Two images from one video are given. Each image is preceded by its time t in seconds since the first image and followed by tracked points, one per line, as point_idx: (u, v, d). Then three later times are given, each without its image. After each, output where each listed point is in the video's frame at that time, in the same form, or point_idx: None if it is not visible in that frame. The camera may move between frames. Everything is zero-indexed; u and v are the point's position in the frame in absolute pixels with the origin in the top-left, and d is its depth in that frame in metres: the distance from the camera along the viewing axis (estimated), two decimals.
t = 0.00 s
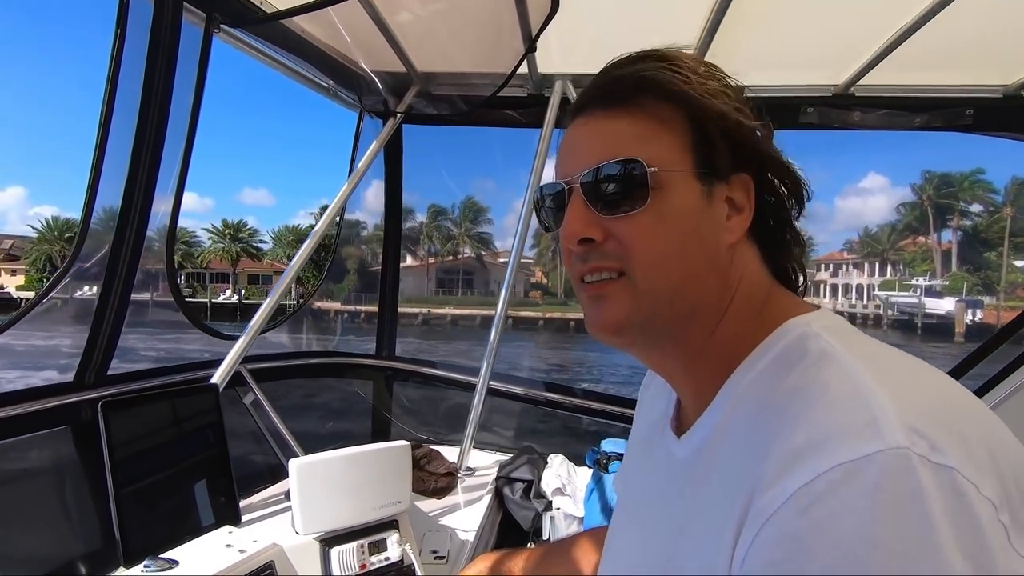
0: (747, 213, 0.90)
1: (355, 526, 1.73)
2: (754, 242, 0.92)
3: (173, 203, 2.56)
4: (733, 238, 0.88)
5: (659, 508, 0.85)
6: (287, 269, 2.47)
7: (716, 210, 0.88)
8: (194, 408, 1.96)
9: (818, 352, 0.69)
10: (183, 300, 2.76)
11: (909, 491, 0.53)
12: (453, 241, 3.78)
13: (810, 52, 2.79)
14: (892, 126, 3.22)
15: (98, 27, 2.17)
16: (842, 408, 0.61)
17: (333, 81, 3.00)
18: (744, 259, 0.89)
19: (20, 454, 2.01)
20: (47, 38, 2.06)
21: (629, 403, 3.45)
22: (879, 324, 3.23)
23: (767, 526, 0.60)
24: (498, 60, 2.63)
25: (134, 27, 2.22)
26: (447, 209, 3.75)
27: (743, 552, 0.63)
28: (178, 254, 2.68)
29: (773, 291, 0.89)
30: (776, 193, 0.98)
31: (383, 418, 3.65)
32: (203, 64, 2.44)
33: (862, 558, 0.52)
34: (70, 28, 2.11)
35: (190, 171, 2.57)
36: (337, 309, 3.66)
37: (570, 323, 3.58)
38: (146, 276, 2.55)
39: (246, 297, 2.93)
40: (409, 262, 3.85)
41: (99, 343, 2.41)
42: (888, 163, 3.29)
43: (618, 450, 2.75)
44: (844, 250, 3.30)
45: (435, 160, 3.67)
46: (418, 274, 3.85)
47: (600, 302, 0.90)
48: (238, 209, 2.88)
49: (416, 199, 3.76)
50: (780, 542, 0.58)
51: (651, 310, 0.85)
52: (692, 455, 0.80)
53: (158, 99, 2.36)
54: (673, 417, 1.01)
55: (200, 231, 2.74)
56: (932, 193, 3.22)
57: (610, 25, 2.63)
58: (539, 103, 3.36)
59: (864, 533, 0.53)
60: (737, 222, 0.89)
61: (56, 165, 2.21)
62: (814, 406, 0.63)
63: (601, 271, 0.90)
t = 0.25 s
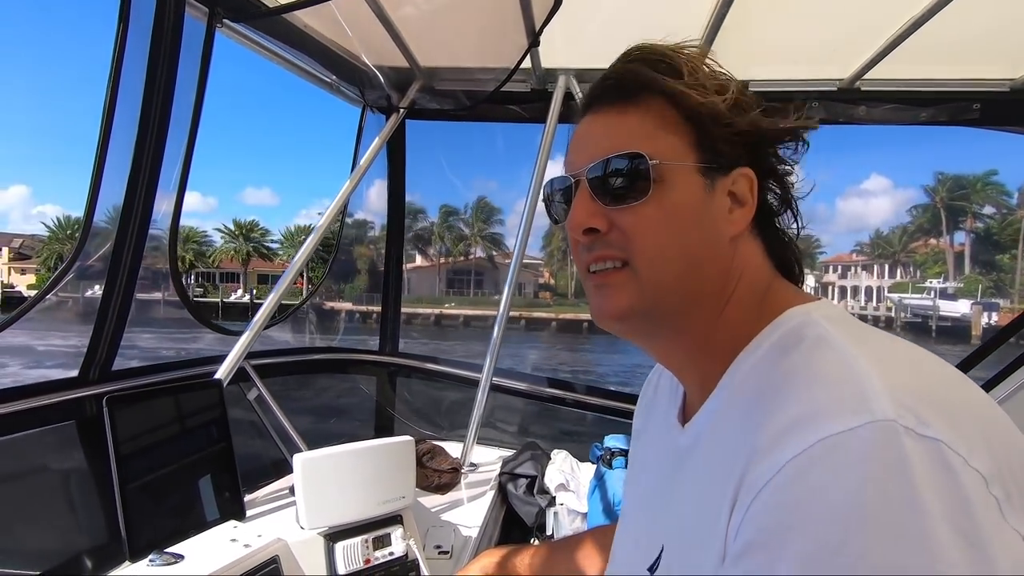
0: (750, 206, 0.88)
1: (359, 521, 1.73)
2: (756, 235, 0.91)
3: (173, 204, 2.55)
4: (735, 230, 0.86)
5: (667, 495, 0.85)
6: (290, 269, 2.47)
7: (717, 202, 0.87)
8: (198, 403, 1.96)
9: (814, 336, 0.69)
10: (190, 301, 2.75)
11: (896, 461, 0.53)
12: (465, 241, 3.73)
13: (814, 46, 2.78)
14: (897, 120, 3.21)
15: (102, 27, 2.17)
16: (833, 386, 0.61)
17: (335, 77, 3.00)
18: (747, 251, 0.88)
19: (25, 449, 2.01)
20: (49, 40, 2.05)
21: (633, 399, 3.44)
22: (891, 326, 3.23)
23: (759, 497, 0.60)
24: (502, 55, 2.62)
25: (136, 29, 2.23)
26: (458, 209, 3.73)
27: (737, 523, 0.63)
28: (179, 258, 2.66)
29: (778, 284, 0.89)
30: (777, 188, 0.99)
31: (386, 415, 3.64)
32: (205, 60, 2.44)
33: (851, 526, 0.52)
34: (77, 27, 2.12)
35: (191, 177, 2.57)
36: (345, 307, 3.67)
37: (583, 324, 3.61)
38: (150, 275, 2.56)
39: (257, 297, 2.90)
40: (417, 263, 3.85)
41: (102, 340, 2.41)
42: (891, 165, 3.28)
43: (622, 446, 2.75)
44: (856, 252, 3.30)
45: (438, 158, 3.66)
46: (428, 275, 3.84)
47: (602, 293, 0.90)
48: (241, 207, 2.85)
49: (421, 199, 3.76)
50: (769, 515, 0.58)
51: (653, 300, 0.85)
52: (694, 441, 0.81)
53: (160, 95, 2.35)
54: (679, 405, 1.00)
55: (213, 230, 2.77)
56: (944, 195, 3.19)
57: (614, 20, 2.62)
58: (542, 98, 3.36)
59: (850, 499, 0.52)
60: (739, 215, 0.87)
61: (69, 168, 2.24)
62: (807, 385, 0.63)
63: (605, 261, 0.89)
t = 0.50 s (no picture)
0: (745, 206, 0.85)
1: (363, 519, 1.74)
2: (756, 237, 0.85)
3: (179, 199, 2.56)
4: (722, 229, 0.83)
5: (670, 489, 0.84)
6: (292, 269, 2.48)
7: (703, 201, 0.86)
8: (201, 400, 1.96)
9: (811, 329, 0.69)
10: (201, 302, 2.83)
11: (883, 443, 0.53)
12: (477, 241, 3.72)
13: (820, 46, 2.77)
14: (902, 121, 3.21)
15: (107, 29, 2.17)
16: (825, 374, 0.62)
17: (340, 75, 3.02)
18: (737, 252, 0.84)
19: (30, 445, 2.02)
20: (54, 37, 2.05)
21: (636, 399, 3.44)
22: (901, 329, 3.24)
23: (750, 483, 0.60)
24: (506, 54, 2.62)
25: (143, 27, 2.22)
26: (469, 209, 3.72)
27: (732, 509, 0.63)
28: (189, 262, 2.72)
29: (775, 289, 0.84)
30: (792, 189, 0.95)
31: (390, 413, 3.65)
32: (212, 57, 2.45)
33: (842, 507, 0.52)
34: (88, 30, 2.13)
35: (199, 164, 2.58)
36: (347, 306, 3.67)
37: (595, 324, 3.56)
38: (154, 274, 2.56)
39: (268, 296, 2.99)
40: (425, 263, 3.87)
41: (108, 339, 2.42)
42: (895, 168, 3.28)
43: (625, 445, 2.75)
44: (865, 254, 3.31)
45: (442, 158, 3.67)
46: (438, 274, 3.85)
47: (588, 283, 0.94)
48: (244, 206, 2.86)
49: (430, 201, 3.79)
50: (761, 499, 0.58)
51: (628, 293, 0.87)
52: (694, 434, 0.81)
53: (167, 93, 2.36)
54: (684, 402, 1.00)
55: (223, 229, 2.81)
56: (957, 198, 3.18)
57: (619, 19, 2.61)
58: (547, 97, 3.36)
59: (840, 481, 0.53)
60: (728, 214, 0.84)
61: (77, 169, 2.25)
62: (797, 374, 0.64)
63: (591, 254, 0.94)
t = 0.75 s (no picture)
0: (724, 207, 0.84)
1: (365, 519, 1.73)
2: (739, 238, 0.83)
3: (183, 199, 2.56)
4: (696, 231, 0.84)
5: (666, 484, 0.84)
6: (298, 263, 2.48)
7: (681, 203, 0.87)
8: (203, 400, 1.96)
9: (804, 326, 0.69)
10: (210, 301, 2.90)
11: (867, 432, 0.53)
12: (485, 241, 3.69)
13: (822, 47, 2.77)
14: (905, 121, 3.20)
15: (108, 30, 2.17)
16: (815, 367, 0.62)
17: (342, 75, 3.03)
18: (715, 254, 0.84)
19: (31, 444, 2.02)
20: (53, 37, 2.05)
21: (637, 400, 3.44)
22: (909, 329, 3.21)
23: (739, 474, 0.60)
24: (509, 54, 2.62)
25: (146, 25, 2.22)
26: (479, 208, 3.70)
27: (723, 498, 0.62)
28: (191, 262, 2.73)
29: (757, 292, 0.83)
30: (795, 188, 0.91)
31: (391, 413, 3.65)
32: (215, 57, 2.46)
33: (827, 494, 0.52)
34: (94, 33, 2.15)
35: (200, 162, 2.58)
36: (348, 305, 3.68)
37: (600, 324, 3.54)
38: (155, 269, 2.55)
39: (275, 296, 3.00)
40: (434, 262, 3.85)
41: (110, 338, 2.41)
42: (896, 168, 3.28)
43: (627, 446, 2.75)
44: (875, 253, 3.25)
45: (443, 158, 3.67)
46: (447, 273, 3.83)
47: (589, 278, 1.00)
48: (242, 204, 2.90)
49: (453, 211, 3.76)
50: (752, 485, 0.58)
51: (613, 289, 0.92)
52: (690, 428, 0.81)
53: (170, 92, 2.36)
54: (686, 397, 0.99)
55: (232, 229, 2.89)
56: (966, 199, 3.14)
57: (621, 19, 2.61)
58: (549, 97, 3.37)
59: (825, 470, 0.53)
60: (705, 216, 0.84)
61: (78, 169, 2.24)
62: (786, 367, 0.64)
63: (590, 251, 1.00)
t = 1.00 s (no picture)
0: (713, 208, 0.82)
1: (363, 518, 1.72)
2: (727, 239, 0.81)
3: (185, 190, 2.55)
4: (685, 232, 0.83)
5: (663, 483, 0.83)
6: (301, 260, 2.48)
7: (671, 203, 0.86)
8: (201, 398, 1.95)
9: (801, 323, 0.67)
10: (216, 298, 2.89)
11: (862, 429, 0.52)
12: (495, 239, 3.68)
13: (825, 50, 2.77)
14: (909, 126, 3.20)
15: (111, 26, 2.16)
16: (811, 362, 0.60)
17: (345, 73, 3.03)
18: (706, 255, 0.82)
19: (28, 440, 2.01)
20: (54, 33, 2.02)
21: (637, 402, 3.43)
22: (917, 328, 3.17)
23: (735, 474, 0.58)
24: (512, 54, 2.62)
25: (150, 20, 2.22)
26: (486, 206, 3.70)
27: (719, 497, 0.61)
28: (190, 254, 2.70)
29: (750, 293, 0.80)
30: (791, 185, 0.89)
31: (390, 413, 3.63)
32: (218, 54, 2.45)
33: (823, 492, 0.51)
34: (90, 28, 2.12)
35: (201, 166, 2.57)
36: (344, 302, 3.66)
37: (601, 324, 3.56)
38: (156, 264, 2.54)
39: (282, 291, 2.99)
40: (441, 260, 3.84)
41: (110, 332, 2.41)
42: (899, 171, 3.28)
43: (627, 448, 2.75)
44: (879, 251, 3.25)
45: (444, 157, 3.67)
46: (454, 271, 3.80)
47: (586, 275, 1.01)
48: (240, 199, 2.84)
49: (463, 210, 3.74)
50: (748, 485, 0.56)
51: (605, 287, 0.93)
52: (686, 424, 0.80)
53: (172, 90, 2.35)
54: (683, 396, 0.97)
55: (238, 225, 2.86)
56: (975, 199, 3.13)
57: (625, 20, 2.61)
58: (551, 97, 3.36)
59: (821, 468, 0.52)
60: (694, 217, 0.83)
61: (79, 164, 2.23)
62: (782, 363, 0.63)
63: (586, 248, 1.01)
